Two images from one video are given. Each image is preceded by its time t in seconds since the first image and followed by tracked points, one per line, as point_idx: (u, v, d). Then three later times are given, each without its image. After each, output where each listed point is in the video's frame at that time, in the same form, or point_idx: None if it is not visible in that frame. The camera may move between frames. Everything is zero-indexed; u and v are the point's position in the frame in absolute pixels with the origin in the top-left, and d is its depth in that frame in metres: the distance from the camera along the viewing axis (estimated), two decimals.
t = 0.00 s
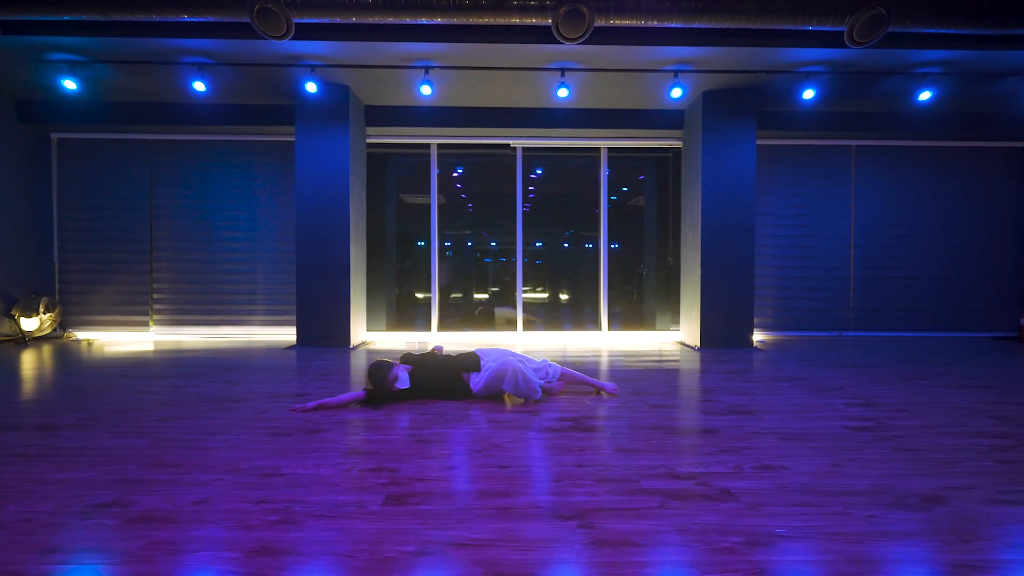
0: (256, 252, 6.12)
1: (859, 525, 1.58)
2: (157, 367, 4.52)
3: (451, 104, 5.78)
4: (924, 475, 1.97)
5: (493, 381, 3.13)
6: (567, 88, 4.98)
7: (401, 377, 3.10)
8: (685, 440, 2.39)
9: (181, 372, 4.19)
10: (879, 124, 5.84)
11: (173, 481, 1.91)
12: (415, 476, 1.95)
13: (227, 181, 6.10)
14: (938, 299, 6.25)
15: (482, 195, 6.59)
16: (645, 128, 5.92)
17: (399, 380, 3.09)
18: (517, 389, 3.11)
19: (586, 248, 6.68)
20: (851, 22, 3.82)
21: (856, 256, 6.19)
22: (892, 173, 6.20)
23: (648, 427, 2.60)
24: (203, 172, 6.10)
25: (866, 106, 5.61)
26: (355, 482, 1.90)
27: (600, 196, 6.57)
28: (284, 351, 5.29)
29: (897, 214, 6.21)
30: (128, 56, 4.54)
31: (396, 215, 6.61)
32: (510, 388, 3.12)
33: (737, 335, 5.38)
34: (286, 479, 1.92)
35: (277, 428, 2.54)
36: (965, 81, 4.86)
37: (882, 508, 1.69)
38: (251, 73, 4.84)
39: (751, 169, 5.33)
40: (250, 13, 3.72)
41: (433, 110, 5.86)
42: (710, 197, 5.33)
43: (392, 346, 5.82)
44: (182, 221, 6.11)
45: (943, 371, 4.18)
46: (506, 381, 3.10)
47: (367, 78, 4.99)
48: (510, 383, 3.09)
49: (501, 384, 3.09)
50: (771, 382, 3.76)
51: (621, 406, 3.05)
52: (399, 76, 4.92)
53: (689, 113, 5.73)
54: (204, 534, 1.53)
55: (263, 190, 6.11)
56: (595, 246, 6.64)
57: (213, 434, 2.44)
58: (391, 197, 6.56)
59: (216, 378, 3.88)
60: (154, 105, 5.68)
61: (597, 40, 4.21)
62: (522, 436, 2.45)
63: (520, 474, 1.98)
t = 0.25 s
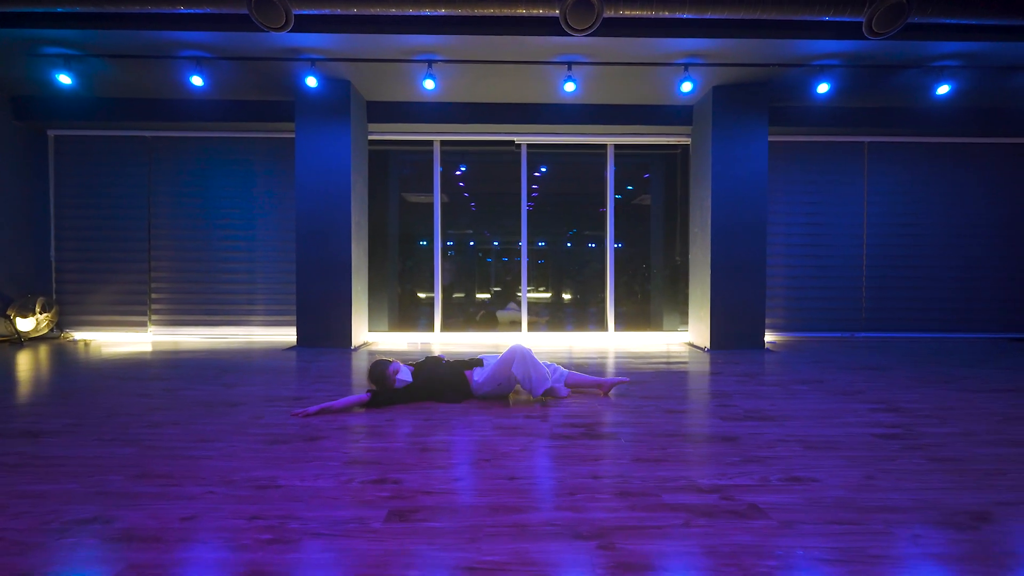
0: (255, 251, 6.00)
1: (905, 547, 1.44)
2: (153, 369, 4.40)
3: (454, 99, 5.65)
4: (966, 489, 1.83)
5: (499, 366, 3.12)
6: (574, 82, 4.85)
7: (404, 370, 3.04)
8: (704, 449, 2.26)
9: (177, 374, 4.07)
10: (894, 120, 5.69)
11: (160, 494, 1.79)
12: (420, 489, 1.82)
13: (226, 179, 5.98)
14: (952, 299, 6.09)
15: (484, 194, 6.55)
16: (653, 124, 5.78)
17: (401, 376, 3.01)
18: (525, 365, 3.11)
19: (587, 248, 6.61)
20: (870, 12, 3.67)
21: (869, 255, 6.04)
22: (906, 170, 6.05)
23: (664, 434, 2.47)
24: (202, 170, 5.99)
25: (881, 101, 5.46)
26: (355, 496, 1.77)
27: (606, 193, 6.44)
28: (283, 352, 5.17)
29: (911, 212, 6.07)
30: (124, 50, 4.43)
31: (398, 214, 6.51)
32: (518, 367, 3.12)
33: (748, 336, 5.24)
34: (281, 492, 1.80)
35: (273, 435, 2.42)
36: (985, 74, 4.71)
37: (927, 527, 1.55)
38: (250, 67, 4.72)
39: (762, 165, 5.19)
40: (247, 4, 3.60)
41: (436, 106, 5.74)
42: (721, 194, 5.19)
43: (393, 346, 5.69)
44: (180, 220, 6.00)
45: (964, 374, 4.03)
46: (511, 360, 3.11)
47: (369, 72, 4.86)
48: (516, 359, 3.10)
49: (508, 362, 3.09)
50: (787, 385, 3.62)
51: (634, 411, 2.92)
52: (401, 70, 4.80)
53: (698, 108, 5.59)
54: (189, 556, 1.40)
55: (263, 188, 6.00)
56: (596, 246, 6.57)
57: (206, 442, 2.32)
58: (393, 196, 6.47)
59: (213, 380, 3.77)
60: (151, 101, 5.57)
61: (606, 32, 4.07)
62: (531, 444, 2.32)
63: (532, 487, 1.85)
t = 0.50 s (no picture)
0: (254, 250, 5.87)
1: None
2: (147, 372, 4.27)
3: (457, 94, 5.50)
4: (1016, 509, 1.68)
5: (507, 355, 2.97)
6: (581, 76, 4.70)
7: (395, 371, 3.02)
8: (726, 461, 2.11)
9: (171, 378, 3.94)
10: (911, 115, 5.52)
11: (141, 513, 1.65)
12: (423, 508, 1.68)
13: (224, 177, 5.85)
14: (968, 299, 5.93)
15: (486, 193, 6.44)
16: (661, 119, 5.63)
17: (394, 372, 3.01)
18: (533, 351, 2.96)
19: (589, 248, 6.41)
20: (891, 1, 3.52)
21: (883, 254, 5.88)
22: (921, 166, 5.89)
23: (682, 445, 2.32)
24: (199, 168, 5.86)
25: (896, 96, 5.30)
26: (352, 516, 1.63)
27: (612, 191, 6.29)
28: (282, 354, 5.03)
29: (925, 210, 5.90)
30: (117, 44, 4.30)
31: (400, 213, 6.41)
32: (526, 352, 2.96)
33: (759, 338, 5.09)
34: (273, 511, 1.65)
35: (267, 445, 2.28)
36: (1007, 67, 4.55)
37: (983, 555, 1.41)
38: (247, 61, 4.59)
39: (774, 162, 5.03)
40: None
41: (438, 101, 5.59)
42: (732, 192, 5.03)
43: (395, 348, 5.55)
44: (177, 218, 5.87)
45: (988, 377, 3.88)
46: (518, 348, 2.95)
47: (369, 66, 4.72)
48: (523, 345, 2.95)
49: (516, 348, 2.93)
50: (805, 390, 3.47)
51: (647, 419, 2.77)
52: (402, 63, 4.65)
53: (708, 103, 5.43)
54: None
55: (261, 186, 5.87)
56: (599, 246, 6.37)
57: (195, 453, 2.18)
58: (394, 195, 6.36)
59: (207, 385, 3.63)
60: (147, 97, 5.44)
61: (614, 23, 3.92)
62: (542, 456, 2.17)
63: (544, 505, 1.70)
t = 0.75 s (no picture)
0: (251, 249, 5.72)
1: None
2: (139, 375, 4.13)
3: (460, 88, 5.33)
4: None
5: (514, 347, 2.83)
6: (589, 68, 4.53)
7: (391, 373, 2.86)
8: (752, 476, 1.94)
9: (163, 381, 3.79)
10: (929, 109, 5.33)
11: (111, 538, 1.49)
12: (423, 532, 1.52)
13: (221, 175, 5.71)
14: (987, 299, 5.74)
15: (490, 190, 6.25)
16: (670, 114, 5.45)
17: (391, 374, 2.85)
18: (542, 342, 2.84)
19: (594, 247, 6.34)
20: None
21: (899, 253, 5.70)
22: (938, 162, 5.70)
23: (702, 457, 2.15)
24: (195, 165, 5.71)
25: (915, 89, 5.11)
26: (344, 541, 1.47)
27: (619, 188, 6.11)
28: (279, 356, 4.88)
29: (943, 208, 5.71)
30: (108, 36, 4.15)
31: (402, 212, 6.24)
32: (535, 344, 2.84)
33: (772, 339, 4.91)
34: (257, 536, 1.49)
35: (256, 457, 2.12)
36: None
37: None
38: (243, 54, 4.43)
39: (788, 157, 4.86)
40: None
41: (440, 96, 5.43)
42: (744, 188, 4.86)
43: (396, 350, 5.40)
44: (172, 217, 5.73)
45: (1016, 381, 3.70)
46: (525, 340, 2.84)
47: (369, 58, 4.56)
48: (531, 337, 2.85)
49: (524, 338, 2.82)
50: (827, 395, 3.30)
51: (663, 428, 2.60)
52: (403, 55, 4.49)
53: (719, 97, 5.26)
54: None
55: (259, 183, 5.72)
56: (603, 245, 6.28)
57: (178, 466, 2.02)
58: (395, 193, 6.20)
59: (199, 389, 3.48)
60: (141, 92, 5.29)
61: (624, 12, 3.75)
62: (552, 470, 2.00)
63: (557, 529, 1.53)
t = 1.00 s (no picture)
0: (250, 248, 5.60)
1: None
2: (132, 377, 4.00)
3: (463, 82, 5.19)
4: None
5: (523, 354, 2.70)
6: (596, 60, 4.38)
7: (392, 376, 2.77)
8: (778, 490, 1.80)
9: (156, 384, 3.67)
10: (946, 102, 5.17)
11: (80, 562, 1.36)
12: (424, 555, 1.38)
13: (218, 172, 5.58)
14: (1006, 299, 5.57)
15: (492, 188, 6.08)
16: (678, 108, 5.30)
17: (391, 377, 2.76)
18: (552, 351, 2.70)
19: (597, 246, 6.12)
20: None
21: (914, 251, 5.53)
22: (956, 158, 5.53)
23: (723, 468, 2.01)
24: (193, 161, 5.59)
25: (932, 82, 4.95)
26: (337, 566, 1.34)
27: (626, 186, 5.97)
28: (277, 358, 4.76)
29: (960, 205, 5.55)
30: (100, 27, 4.02)
31: (403, 211, 6.07)
32: (545, 351, 2.71)
33: (785, 341, 4.76)
34: (241, 560, 1.36)
35: (245, 468, 1.98)
36: None
37: None
38: (239, 46, 4.30)
39: (801, 152, 4.70)
40: None
41: (443, 90, 5.30)
42: (756, 184, 4.71)
43: (397, 351, 5.26)
44: (169, 215, 5.61)
45: None
46: (535, 347, 2.72)
47: (369, 51, 4.43)
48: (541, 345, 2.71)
49: (535, 344, 2.69)
50: (847, 399, 3.15)
51: (678, 435, 2.45)
52: (404, 47, 4.36)
53: (730, 91, 5.11)
54: None
55: (257, 180, 5.59)
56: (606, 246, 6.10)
57: (161, 479, 1.89)
58: (397, 191, 6.06)
59: (192, 392, 3.36)
60: (137, 87, 5.17)
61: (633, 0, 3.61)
62: (563, 482, 1.86)
63: (572, 552, 1.39)
